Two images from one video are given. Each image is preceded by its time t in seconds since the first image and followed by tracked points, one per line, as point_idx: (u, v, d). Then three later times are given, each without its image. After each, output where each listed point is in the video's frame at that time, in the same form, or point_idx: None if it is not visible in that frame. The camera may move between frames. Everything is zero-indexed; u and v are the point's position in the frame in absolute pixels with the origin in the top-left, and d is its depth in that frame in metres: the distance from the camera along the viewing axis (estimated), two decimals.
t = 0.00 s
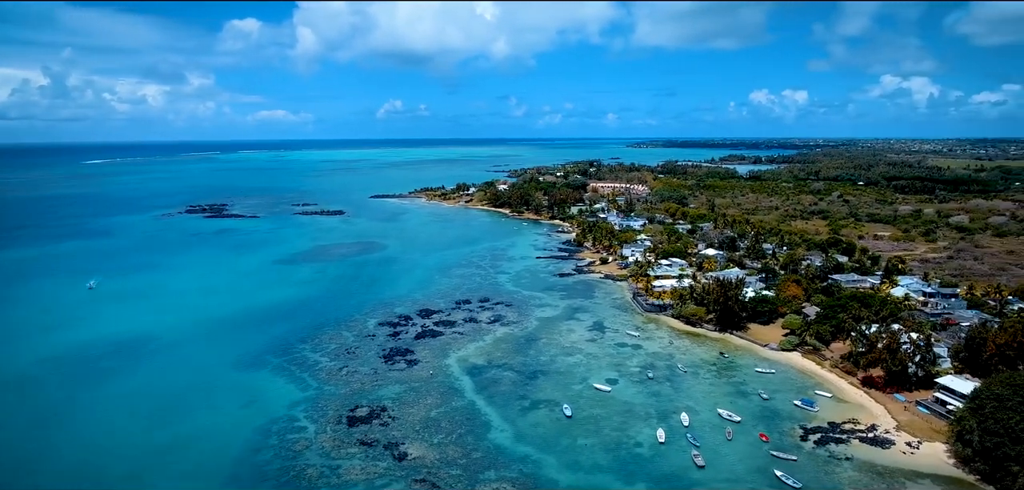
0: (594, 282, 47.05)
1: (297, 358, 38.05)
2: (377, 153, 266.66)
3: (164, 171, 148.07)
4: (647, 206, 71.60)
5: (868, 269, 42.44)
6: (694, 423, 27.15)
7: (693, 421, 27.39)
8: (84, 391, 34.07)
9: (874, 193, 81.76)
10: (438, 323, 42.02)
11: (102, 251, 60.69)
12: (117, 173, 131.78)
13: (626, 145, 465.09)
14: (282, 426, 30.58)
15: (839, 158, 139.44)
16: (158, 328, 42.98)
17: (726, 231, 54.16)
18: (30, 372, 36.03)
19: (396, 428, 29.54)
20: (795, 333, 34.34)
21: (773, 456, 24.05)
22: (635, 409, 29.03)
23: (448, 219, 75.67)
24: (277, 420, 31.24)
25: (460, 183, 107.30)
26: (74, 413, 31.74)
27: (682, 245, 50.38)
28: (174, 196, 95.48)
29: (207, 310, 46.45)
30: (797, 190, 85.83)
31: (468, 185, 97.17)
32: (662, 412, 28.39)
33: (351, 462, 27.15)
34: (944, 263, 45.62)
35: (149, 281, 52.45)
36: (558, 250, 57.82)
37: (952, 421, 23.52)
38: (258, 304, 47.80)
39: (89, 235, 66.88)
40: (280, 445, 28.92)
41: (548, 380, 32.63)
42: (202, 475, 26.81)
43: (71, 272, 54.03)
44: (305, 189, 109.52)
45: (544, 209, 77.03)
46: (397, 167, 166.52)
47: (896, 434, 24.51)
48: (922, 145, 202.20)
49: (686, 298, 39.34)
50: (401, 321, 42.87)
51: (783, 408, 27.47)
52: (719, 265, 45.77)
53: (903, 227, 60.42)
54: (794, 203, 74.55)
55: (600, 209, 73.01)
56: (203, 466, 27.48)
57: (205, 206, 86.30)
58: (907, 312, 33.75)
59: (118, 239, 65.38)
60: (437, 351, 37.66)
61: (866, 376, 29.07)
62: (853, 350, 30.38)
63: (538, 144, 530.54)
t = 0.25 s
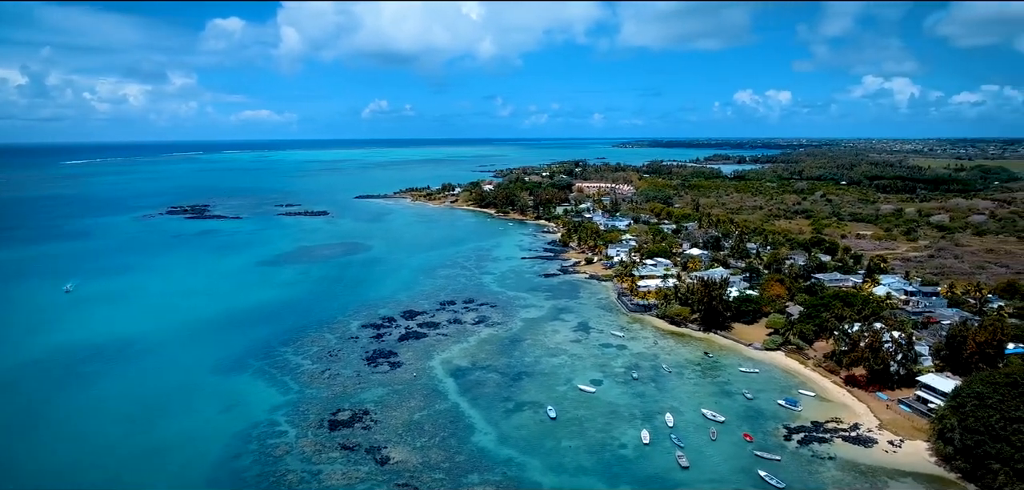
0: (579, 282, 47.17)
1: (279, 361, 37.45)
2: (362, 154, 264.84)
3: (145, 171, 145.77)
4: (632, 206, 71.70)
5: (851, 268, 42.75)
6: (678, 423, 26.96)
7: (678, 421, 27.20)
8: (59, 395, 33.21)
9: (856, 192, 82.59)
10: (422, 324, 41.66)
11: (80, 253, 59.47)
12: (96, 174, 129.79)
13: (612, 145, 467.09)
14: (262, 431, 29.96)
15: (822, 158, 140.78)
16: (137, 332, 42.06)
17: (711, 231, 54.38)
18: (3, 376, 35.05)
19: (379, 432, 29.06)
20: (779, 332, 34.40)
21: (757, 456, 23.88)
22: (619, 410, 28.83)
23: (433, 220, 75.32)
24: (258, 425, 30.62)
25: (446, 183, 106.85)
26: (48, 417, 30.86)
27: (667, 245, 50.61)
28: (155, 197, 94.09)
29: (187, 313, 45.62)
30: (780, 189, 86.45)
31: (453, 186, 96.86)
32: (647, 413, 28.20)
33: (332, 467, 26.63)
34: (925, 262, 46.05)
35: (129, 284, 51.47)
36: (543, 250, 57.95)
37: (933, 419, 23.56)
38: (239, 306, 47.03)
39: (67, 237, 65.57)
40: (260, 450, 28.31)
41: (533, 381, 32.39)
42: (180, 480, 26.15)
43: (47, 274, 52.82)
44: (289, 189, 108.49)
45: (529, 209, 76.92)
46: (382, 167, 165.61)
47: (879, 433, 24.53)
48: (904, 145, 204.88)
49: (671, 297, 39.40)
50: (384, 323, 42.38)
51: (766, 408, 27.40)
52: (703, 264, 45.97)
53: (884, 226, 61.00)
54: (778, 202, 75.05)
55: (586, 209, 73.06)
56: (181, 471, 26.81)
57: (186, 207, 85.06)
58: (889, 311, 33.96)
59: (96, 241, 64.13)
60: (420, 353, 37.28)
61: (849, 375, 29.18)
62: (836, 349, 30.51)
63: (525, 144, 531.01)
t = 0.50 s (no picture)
0: (562, 283, 47.13)
1: (257, 365, 36.71)
2: (346, 154, 262.66)
3: (122, 172, 143.05)
4: (615, 206, 71.87)
5: (831, 267, 43.07)
6: (661, 424, 26.76)
7: (661, 422, 27.04)
8: (28, 402, 32.12)
9: (836, 192, 83.54)
10: (404, 326, 41.19)
11: (53, 256, 57.97)
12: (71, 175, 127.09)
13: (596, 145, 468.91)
14: (239, 437, 29.23)
15: (803, 158, 142.28)
16: (111, 336, 40.96)
17: (693, 231, 54.64)
18: None
19: (359, 437, 28.51)
20: (760, 331, 34.53)
21: (739, 456, 23.78)
22: (601, 411, 28.61)
23: (416, 221, 74.83)
24: (235, 430, 29.86)
25: (429, 183, 106.30)
26: (15, 424, 29.80)
27: (650, 245, 50.78)
28: (132, 198, 92.27)
29: (163, 316, 44.56)
30: (762, 189, 87.14)
31: (436, 186, 96.34)
32: (630, 414, 28.00)
33: (310, 473, 26.03)
34: (904, 261, 46.61)
35: (103, 287, 50.23)
36: (526, 251, 57.82)
37: (912, 418, 23.65)
38: (218, 309, 46.09)
39: (39, 239, 63.92)
40: (237, 457, 27.58)
41: (515, 383, 32.10)
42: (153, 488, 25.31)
43: (17, 278, 51.32)
44: (270, 190, 107.14)
45: (513, 210, 76.75)
46: (365, 168, 164.37)
47: (859, 431, 24.58)
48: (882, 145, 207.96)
49: (654, 298, 39.43)
50: (366, 326, 41.80)
51: (748, 408, 27.35)
52: (686, 264, 46.17)
53: (864, 225, 61.66)
54: (759, 202, 75.68)
55: (569, 209, 73.03)
56: (154, 479, 25.96)
57: (164, 208, 83.51)
58: (868, 309, 34.24)
59: (70, 243, 62.58)
60: (402, 355, 36.78)
61: (829, 374, 29.25)
62: (816, 348, 30.50)
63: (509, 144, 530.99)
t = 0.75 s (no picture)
0: (544, 284, 46.98)
1: (233, 370, 35.84)
2: (324, 154, 261.25)
3: (97, 172, 139.84)
4: (596, 206, 71.97)
5: (809, 266, 43.45)
6: (642, 425, 26.56)
7: (642, 423, 26.87)
8: None
9: (814, 191, 84.61)
10: (384, 328, 40.60)
11: (21, 259, 56.20)
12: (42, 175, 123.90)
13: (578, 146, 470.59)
14: (214, 444, 28.37)
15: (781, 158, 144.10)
16: (80, 341, 39.70)
17: (673, 230, 54.87)
18: None
19: (337, 441, 27.89)
20: (740, 331, 34.64)
21: (720, 455, 23.66)
22: (583, 412, 28.36)
23: (397, 221, 74.17)
24: (210, 437, 28.97)
25: (410, 184, 105.54)
26: None
27: (631, 246, 50.88)
28: (105, 199, 90.18)
29: (137, 320, 43.34)
30: (741, 189, 87.97)
31: (418, 187, 95.68)
32: (611, 415, 27.78)
33: (286, 480, 25.33)
34: (881, 259, 47.20)
35: (74, 290, 48.76)
36: (507, 251, 57.58)
37: (890, 416, 23.79)
38: (193, 312, 45.00)
39: (7, 241, 62.00)
40: (211, 464, 26.74)
41: (496, 385, 31.73)
42: None
43: None
44: (248, 191, 105.51)
45: (494, 210, 76.47)
46: (346, 168, 162.87)
47: (838, 430, 24.65)
48: (858, 146, 211.91)
49: (635, 298, 39.46)
50: (345, 328, 41.12)
51: (729, 407, 27.30)
52: (667, 264, 46.30)
53: (841, 224, 62.45)
54: (739, 201, 76.34)
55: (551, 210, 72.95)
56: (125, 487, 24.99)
57: (139, 209, 81.72)
58: (846, 308, 34.52)
59: (39, 246, 60.78)
60: (381, 358, 36.19)
61: (809, 372, 29.38)
62: (796, 347, 30.59)
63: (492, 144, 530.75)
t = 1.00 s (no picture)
0: (526, 284, 46.77)
1: (209, 374, 34.96)
2: (305, 154, 258.67)
3: (70, 174, 136.51)
4: (579, 206, 71.99)
5: (790, 265, 43.78)
6: (625, 427, 26.37)
7: (625, 424, 26.68)
8: None
9: (794, 191, 85.56)
10: (364, 331, 40.01)
11: None
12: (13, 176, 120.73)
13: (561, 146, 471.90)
14: (189, 451, 27.49)
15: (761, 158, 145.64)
16: (50, 346, 38.32)
17: (655, 230, 55.03)
18: None
19: (316, 447, 27.25)
20: (722, 330, 34.70)
21: (703, 456, 23.54)
22: (566, 414, 28.09)
23: (378, 222, 73.45)
24: (185, 444, 28.08)
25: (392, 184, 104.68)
26: None
27: (613, 246, 50.91)
28: (78, 201, 88.04)
29: (110, 325, 42.09)
30: (723, 188, 88.60)
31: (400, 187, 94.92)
32: (594, 417, 27.56)
33: (263, 487, 24.64)
34: (860, 257, 47.71)
35: (44, 293, 47.23)
36: (490, 252, 57.27)
37: (870, 414, 23.88)
38: (169, 316, 43.88)
39: None
40: (186, 471, 25.89)
41: (479, 388, 31.35)
42: None
43: None
44: (227, 192, 103.84)
45: (477, 211, 76.12)
46: (327, 169, 161.26)
47: (819, 429, 24.72)
48: (836, 146, 215.11)
49: (617, 298, 39.43)
50: (325, 331, 40.42)
51: (711, 408, 27.26)
52: (649, 264, 46.38)
53: (821, 224, 63.11)
54: (720, 201, 76.91)
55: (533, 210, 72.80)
56: None
57: (113, 211, 79.91)
58: (826, 306, 34.74)
59: (8, 248, 58.96)
60: (362, 361, 35.61)
61: (790, 371, 29.47)
62: (777, 346, 30.66)
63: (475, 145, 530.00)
